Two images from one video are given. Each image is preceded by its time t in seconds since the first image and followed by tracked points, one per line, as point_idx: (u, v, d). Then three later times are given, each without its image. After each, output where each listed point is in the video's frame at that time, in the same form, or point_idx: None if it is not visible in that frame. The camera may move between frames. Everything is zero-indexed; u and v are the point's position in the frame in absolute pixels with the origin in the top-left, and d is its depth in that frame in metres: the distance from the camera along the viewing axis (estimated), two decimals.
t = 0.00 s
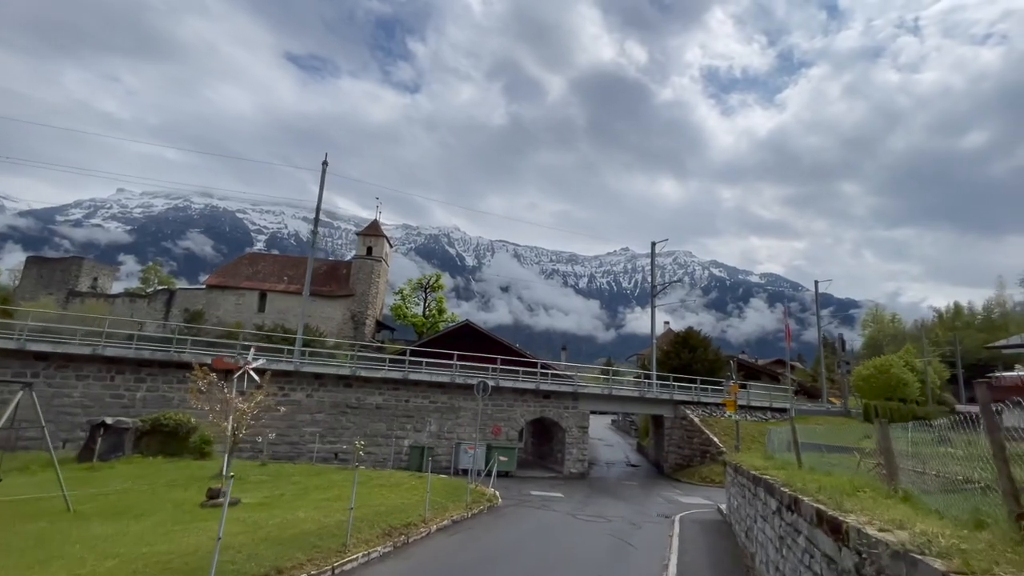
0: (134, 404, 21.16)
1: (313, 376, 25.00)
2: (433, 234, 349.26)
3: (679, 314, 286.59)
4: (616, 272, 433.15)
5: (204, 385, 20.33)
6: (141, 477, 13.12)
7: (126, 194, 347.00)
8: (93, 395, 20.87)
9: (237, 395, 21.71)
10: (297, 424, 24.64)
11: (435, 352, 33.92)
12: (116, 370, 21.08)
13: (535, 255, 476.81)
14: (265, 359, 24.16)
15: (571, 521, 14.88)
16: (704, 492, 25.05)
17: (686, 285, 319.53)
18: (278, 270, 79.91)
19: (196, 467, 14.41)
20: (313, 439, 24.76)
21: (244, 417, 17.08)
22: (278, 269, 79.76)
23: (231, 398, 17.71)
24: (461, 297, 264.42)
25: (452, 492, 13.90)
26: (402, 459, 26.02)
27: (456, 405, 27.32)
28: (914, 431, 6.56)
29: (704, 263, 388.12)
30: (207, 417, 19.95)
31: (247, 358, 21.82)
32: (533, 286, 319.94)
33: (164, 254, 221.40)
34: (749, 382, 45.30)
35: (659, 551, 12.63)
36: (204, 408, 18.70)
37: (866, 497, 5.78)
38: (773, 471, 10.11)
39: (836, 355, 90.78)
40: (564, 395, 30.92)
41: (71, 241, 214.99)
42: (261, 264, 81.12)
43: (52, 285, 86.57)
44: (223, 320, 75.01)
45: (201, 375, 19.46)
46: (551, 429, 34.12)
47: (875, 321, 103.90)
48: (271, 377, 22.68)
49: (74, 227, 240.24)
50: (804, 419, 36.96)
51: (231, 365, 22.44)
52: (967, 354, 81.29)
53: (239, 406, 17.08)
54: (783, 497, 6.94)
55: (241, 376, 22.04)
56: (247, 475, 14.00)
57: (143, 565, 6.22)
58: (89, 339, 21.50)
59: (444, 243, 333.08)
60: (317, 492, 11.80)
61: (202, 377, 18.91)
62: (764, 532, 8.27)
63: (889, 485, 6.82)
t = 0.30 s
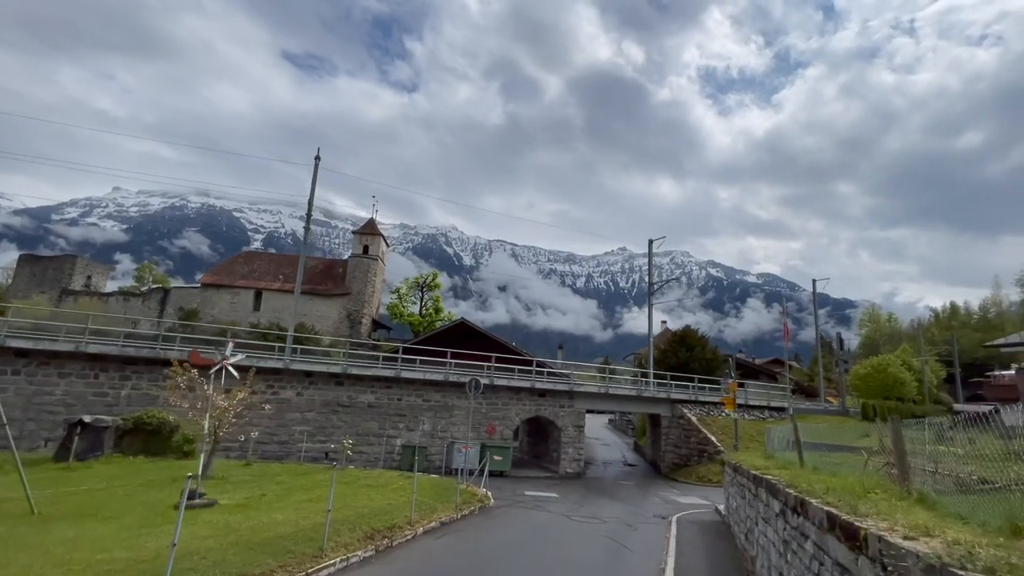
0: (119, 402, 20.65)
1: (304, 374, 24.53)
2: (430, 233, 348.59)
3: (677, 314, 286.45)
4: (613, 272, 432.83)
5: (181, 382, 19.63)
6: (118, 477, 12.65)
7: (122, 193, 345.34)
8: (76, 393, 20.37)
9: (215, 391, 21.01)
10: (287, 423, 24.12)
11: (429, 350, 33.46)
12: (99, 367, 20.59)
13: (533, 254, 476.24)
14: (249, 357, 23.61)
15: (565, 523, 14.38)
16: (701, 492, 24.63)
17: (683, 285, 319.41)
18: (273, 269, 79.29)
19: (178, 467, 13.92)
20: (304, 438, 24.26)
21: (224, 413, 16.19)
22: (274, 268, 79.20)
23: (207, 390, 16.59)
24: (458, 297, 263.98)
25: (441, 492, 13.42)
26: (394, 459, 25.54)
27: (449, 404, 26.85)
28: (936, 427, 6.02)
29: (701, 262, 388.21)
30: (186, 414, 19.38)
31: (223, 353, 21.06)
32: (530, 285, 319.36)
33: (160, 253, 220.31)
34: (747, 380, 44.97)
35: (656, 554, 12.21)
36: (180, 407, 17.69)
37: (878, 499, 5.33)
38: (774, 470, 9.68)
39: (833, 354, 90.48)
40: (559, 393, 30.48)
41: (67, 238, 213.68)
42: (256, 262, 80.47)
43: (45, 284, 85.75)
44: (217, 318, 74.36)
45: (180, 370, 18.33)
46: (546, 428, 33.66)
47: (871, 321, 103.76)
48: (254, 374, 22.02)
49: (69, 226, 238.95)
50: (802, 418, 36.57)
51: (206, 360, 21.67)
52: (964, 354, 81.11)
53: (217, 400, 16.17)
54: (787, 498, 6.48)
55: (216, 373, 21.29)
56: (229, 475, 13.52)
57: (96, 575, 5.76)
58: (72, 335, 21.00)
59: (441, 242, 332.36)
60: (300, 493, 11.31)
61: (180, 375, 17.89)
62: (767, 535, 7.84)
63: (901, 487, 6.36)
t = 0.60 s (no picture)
0: (103, 401, 20.11)
1: (294, 372, 24.04)
2: (427, 232, 347.94)
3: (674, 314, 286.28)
4: (610, 271, 432.66)
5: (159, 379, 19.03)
6: (95, 478, 12.18)
7: (118, 192, 343.85)
8: (59, 391, 19.85)
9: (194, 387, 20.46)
10: (277, 422, 23.61)
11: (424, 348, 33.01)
12: (82, 365, 20.08)
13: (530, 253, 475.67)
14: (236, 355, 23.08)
15: (560, 525, 13.91)
16: (700, 492, 24.19)
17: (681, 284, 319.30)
18: (269, 267, 78.69)
19: (158, 468, 13.42)
20: (294, 438, 23.75)
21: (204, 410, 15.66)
22: (270, 266, 78.60)
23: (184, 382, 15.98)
24: (456, 296, 263.63)
25: (432, 494, 12.94)
26: (387, 459, 25.04)
27: (443, 403, 26.36)
28: (958, 426, 5.52)
29: (698, 262, 388.16)
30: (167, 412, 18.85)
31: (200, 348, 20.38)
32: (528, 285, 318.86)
33: (157, 252, 219.25)
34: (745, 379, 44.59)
35: (654, 557, 11.78)
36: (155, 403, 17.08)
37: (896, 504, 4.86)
38: (777, 471, 9.23)
39: (830, 354, 90.40)
40: (555, 392, 30.05)
41: (62, 237, 212.59)
42: (251, 260, 79.87)
43: (38, 282, 84.92)
44: (212, 317, 73.73)
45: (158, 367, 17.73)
46: (542, 427, 33.19)
47: (867, 320, 103.59)
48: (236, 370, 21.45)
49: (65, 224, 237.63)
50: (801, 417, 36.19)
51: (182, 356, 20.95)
52: (961, 352, 80.94)
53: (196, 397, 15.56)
54: (793, 503, 6.03)
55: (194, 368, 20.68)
56: (211, 477, 13.03)
57: None
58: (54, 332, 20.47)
59: (439, 241, 331.56)
60: (281, 496, 10.81)
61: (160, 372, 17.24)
62: (772, 541, 7.38)
63: (920, 490, 5.86)
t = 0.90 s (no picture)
0: (87, 398, 19.59)
1: (284, 368, 23.54)
2: (424, 231, 347.29)
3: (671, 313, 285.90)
4: (607, 270, 432.37)
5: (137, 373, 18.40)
6: (68, 476, 11.66)
7: (113, 190, 341.69)
8: (41, 387, 19.32)
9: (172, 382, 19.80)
10: (267, 420, 23.10)
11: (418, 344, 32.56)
12: (66, 361, 19.57)
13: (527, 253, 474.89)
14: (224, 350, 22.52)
15: (555, 525, 13.44)
16: (698, 491, 23.74)
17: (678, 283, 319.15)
18: (264, 265, 78.03)
19: (138, 466, 12.92)
20: (284, 436, 23.23)
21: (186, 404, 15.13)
22: (266, 264, 78.02)
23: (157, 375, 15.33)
24: (453, 295, 263.20)
25: (422, 493, 12.48)
26: (379, 457, 24.58)
27: (438, 400, 25.89)
28: (985, 419, 5.04)
29: (695, 261, 388.03)
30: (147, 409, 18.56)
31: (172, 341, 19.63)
32: (525, 284, 318.12)
33: (153, 250, 218.02)
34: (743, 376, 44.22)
35: (653, 558, 11.30)
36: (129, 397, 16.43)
37: (923, 506, 4.40)
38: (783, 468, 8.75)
39: (827, 353, 90.16)
40: (552, 389, 29.61)
41: (57, 235, 211.51)
42: (247, 258, 79.24)
43: (30, 279, 84.09)
44: (207, 315, 73.06)
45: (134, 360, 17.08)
46: (537, 425, 32.71)
47: (865, 318, 103.43)
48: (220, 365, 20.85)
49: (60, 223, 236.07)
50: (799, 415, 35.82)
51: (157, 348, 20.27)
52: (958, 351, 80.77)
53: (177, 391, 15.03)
54: (803, 502, 5.57)
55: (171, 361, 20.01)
56: (191, 475, 12.51)
57: None
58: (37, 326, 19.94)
59: (437, 240, 330.69)
60: (261, 495, 10.33)
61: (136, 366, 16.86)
62: (778, 543, 6.92)
63: (943, 489, 5.40)
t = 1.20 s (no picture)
0: (69, 396, 19.02)
1: (274, 366, 23.00)
2: (422, 230, 346.48)
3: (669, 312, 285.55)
4: (605, 268, 431.99)
5: (112, 370, 17.77)
6: (39, 478, 11.14)
7: (109, 188, 340.02)
8: (22, 385, 18.78)
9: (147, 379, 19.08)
10: (256, 419, 22.55)
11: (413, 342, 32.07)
12: (47, 359, 19.03)
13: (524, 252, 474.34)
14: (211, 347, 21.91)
15: (548, 527, 12.90)
16: (697, 490, 23.26)
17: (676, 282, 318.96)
18: (260, 263, 77.35)
19: (115, 468, 12.39)
20: (274, 435, 22.70)
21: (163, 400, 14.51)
22: (261, 262, 77.32)
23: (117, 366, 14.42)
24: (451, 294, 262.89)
25: (411, 495, 11.96)
26: (372, 457, 24.09)
27: (431, 399, 25.40)
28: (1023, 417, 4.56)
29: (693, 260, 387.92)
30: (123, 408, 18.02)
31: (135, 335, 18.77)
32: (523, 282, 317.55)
33: (149, 248, 216.84)
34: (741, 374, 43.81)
35: (651, 562, 10.79)
36: (98, 394, 15.78)
37: (958, 515, 3.92)
38: (788, 470, 8.25)
39: (824, 352, 89.87)
40: (548, 387, 29.13)
41: (53, 233, 210.34)
42: (242, 256, 78.58)
43: (23, 277, 83.24)
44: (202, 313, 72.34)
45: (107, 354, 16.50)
46: (533, 424, 32.21)
47: (862, 317, 103.22)
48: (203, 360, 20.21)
49: (55, 221, 234.68)
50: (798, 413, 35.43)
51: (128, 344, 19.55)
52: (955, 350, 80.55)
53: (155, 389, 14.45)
54: (816, 507, 5.10)
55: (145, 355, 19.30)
56: (170, 476, 11.99)
57: None
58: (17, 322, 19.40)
59: (434, 238, 329.88)
60: (239, 497, 9.81)
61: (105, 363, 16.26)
62: (786, 550, 6.44)
63: (971, 495, 4.91)
